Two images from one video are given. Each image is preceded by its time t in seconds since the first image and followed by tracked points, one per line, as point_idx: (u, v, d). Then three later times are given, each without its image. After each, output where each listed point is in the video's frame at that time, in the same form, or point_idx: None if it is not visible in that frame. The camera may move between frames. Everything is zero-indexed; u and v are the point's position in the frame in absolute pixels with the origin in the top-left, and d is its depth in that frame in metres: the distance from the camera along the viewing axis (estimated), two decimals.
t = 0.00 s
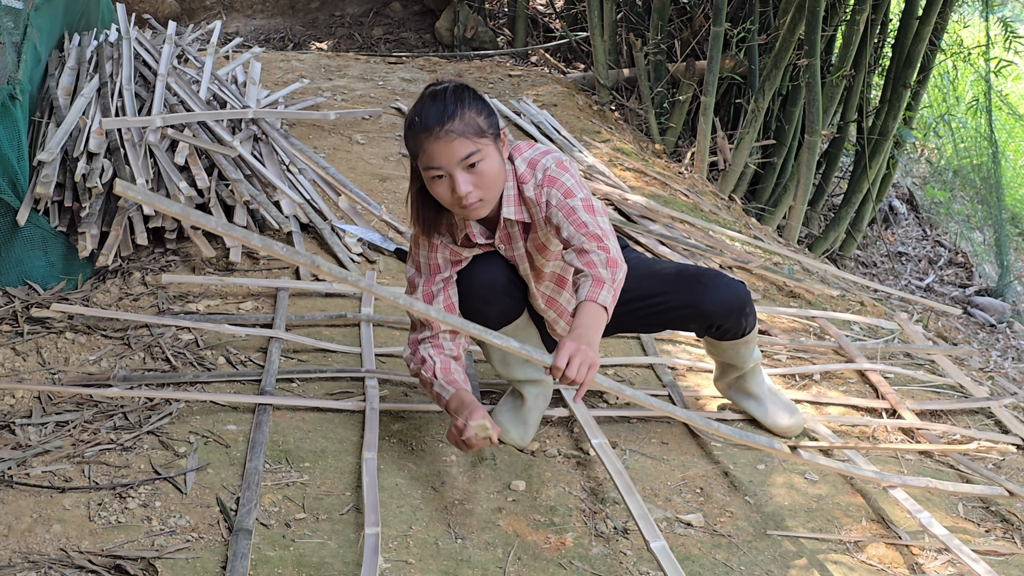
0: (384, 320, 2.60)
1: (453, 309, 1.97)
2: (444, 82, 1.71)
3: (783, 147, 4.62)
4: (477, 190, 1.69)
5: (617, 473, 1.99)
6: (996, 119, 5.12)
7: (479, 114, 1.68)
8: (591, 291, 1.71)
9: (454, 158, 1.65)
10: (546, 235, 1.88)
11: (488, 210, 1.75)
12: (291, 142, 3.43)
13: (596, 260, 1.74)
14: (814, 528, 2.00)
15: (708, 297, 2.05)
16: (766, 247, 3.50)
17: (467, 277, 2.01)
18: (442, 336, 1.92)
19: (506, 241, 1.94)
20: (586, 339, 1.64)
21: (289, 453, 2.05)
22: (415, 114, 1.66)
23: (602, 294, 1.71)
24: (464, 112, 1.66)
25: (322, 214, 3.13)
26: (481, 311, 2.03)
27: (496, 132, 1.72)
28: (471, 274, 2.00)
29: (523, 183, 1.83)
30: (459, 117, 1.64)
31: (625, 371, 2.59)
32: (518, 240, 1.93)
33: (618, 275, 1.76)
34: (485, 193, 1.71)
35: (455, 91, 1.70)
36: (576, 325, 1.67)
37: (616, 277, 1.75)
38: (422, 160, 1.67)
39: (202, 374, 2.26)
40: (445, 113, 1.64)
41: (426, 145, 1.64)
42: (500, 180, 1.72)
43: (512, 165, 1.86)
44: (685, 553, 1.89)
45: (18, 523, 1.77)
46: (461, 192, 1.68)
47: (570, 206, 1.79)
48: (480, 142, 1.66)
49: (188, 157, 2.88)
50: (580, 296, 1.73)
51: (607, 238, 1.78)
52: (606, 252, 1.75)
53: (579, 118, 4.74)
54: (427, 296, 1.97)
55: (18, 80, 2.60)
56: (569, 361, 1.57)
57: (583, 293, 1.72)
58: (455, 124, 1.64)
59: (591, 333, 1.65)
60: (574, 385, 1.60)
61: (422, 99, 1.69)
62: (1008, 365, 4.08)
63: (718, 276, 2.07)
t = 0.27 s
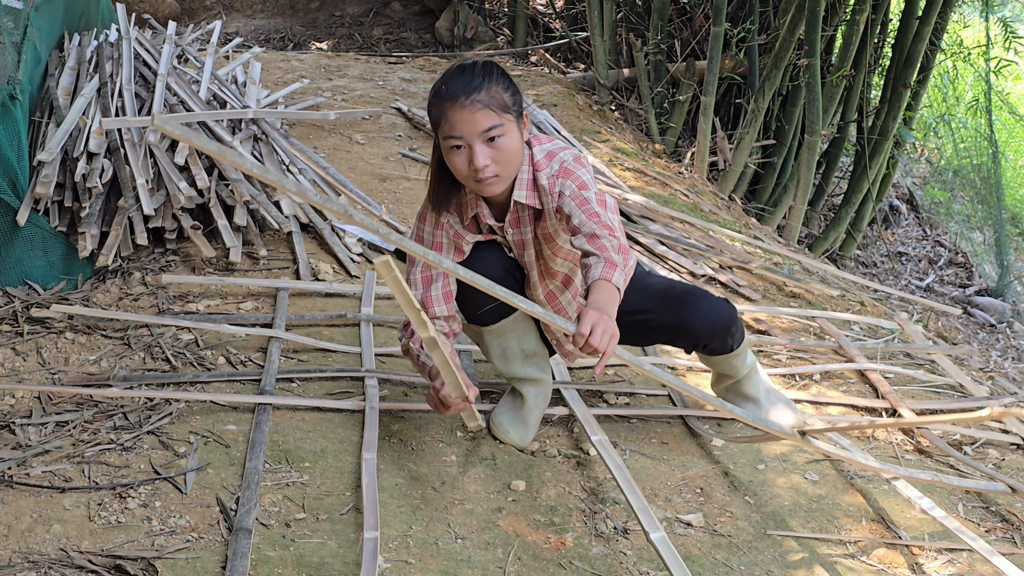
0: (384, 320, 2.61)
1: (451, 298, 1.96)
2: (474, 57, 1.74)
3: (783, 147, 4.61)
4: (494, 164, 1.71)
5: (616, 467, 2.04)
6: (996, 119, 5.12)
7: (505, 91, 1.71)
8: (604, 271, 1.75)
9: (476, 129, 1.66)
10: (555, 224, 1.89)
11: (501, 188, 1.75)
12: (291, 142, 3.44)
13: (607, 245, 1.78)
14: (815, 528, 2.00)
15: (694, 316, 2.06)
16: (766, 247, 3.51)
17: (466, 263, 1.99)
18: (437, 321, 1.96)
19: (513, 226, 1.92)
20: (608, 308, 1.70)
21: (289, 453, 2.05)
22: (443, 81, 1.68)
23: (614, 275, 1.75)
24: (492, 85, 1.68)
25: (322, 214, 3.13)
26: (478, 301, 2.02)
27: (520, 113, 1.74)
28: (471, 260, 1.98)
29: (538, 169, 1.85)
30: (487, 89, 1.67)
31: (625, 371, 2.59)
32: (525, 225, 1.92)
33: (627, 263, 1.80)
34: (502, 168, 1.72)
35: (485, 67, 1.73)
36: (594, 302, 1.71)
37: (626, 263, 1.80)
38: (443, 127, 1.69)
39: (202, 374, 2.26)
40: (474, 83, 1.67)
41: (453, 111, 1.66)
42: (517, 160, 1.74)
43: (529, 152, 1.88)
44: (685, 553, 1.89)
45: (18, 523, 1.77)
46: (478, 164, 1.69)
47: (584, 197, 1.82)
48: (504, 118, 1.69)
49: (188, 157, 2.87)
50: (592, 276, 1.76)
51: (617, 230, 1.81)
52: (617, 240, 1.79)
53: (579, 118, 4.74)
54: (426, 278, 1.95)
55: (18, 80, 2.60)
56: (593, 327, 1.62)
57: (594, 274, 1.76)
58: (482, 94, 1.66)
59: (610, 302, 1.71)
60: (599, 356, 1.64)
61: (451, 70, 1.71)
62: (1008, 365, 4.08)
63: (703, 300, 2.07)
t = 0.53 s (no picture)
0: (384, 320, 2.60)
1: (443, 281, 1.96)
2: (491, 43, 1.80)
3: (783, 147, 4.61)
4: (501, 147, 1.75)
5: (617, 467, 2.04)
6: (996, 119, 5.12)
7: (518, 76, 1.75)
8: (610, 258, 1.71)
9: (485, 109, 1.71)
10: (557, 217, 1.88)
11: (507, 172, 1.79)
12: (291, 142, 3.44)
13: (612, 234, 1.75)
14: (815, 528, 2.00)
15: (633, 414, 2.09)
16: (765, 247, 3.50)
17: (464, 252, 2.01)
18: (426, 302, 1.96)
19: (515, 214, 1.94)
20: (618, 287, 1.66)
21: (289, 453, 2.05)
22: (458, 61, 1.74)
23: (620, 261, 1.71)
24: (505, 68, 1.73)
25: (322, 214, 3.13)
26: (474, 292, 2.05)
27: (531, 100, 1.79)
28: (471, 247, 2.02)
29: (544, 160, 1.85)
30: (499, 71, 1.72)
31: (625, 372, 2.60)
32: (527, 215, 1.93)
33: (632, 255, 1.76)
34: (509, 152, 1.76)
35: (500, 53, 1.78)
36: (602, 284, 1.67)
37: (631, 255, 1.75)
38: (454, 106, 1.74)
39: (202, 373, 2.26)
40: (487, 65, 1.72)
41: (462, 88, 1.71)
42: (524, 145, 1.78)
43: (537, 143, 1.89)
44: (685, 553, 1.89)
45: (18, 523, 1.77)
46: (485, 144, 1.73)
47: (589, 189, 1.80)
48: (514, 101, 1.73)
49: (188, 157, 2.87)
50: (598, 262, 1.71)
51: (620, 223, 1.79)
52: (621, 232, 1.77)
53: (579, 118, 4.74)
54: (422, 259, 1.96)
55: (18, 80, 2.60)
56: (607, 308, 1.61)
57: (600, 260, 1.71)
58: (494, 75, 1.71)
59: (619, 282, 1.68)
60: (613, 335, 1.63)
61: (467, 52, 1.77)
62: (1008, 365, 4.08)
63: (634, 400, 2.08)
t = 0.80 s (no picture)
0: (384, 320, 2.60)
1: (448, 270, 1.98)
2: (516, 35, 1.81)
3: (783, 147, 4.61)
4: (516, 139, 1.76)
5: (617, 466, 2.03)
6: (996, 119, 5.12)
7: (539, 69, 1.77)
8: (613, 261, 1.71)
9: (503, 99, 1.73)
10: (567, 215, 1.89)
11: (520, 165, 1.80)
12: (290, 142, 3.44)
13: (618, 237, 1.75)
14: (815, 528, 2.00)
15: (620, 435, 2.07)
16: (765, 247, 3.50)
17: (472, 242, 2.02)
18: (428, 287, 1.98)
19: (528, 210, 1.94)
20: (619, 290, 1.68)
21: (289, 453, 2.05)
22: (480, 51, 1.76)
23: (623, 265, 1.72)
24: (526, 60, 1.75)
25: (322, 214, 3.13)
26: (478, 285, 2.05)
27: (551, 94, 1.80)
28: (480, 239, 2.02)
29: (559, 158, 1.85)
30: (520, 63, 1.73)
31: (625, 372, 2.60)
32: (538, 212, 1.93)
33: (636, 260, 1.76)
34: (524, 145, 1.77)
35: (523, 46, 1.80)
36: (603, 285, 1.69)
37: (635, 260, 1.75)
38: (473, 95, 1.76)
39: (201, 373, 2.26)
40: (508, 56, 1.74)
41: (483, 77, 1.73)
42: (540, 139, 1.79)
43: (555, 140, 1.89)
44: (685, 553, 1.89)
45: (18, 523, 1.77)
46: (501, 135, 1.75)
47: (601, 191, 1.79)
48: (533, 95, 1.75)
49: (188, 157, 2.88)
50: (601, 263, 1.72)
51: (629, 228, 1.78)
52: (627, 236, 1.76)
53: (579, 118, 4.74)
54: (431, 244, 1.98)
55: (18, 80, 2.60)
56: (607, 313, 1.61)
57: (603, 262, 1.72)
58: (514, 67, 1.73)
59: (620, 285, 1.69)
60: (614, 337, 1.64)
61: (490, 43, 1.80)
62: (1008, 365, 4.07)
63: (619, 428, 2.07)
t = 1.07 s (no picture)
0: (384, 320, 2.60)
1: (450, 267, 1.98)
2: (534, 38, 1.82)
3: (783, 147, 4.61)
4: (531, 144, 1.76)
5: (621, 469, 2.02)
6: (996, 119, 5.12)
7: (556, 74, 1.77)
8: (620, 263, 1.71)
9: (519, 104, 1.73)
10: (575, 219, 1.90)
11: (532, 169, 1.81)
12: (290, 142, 3.44)
13: (625, 240, 1.75)
14: (815, 528, 2.00)
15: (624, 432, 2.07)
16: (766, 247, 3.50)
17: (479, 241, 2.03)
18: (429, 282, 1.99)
19: (538, 213, 1.94)
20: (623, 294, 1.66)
21: (289, 453, 2.05)
22: (499, 53, 1.75)
23: (630, 268, 1.71)
24: (544, 65, 1.75)
25: (322, 214, 3.13)
26: (483, 285, 2.05)
27: (567, 99, 1.80)
28: (486, 239, 2.02)
29: (571, 162, 1.86)
30: (538, 68, 1.73)
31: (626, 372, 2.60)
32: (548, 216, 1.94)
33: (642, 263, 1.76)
34: (537, 150, 1.78)
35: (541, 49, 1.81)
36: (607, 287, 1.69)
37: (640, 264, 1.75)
38: (489, 97, 1.76)
39: (202, 373, 2.26)
40: (527, 60, 1.74)
41: (500, 80, 1.73)
42: (553, 144, 1.80)
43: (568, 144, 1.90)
44: (685, 554, 1.89)
45: (18, 523, 1.77)
46: (515, 139, 1.75)
47: (611, 197, 1.81)
48: (549, 101, 1.75)
49: (188, 157, 2.88)
50: (606, 266, 1.72)
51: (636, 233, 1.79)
52: (635, 241, 1.77)
53: (579, 118, 4.74)
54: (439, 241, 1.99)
55: (18, 80, 2.61)
56: (612, 316, 1.60)
57: (608, 265, 1.72)
58: (532, 71, 1.73)
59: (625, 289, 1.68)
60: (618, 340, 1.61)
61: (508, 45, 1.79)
62: (1008, 365, 4.07)
63: (622, 428, 2.07)
